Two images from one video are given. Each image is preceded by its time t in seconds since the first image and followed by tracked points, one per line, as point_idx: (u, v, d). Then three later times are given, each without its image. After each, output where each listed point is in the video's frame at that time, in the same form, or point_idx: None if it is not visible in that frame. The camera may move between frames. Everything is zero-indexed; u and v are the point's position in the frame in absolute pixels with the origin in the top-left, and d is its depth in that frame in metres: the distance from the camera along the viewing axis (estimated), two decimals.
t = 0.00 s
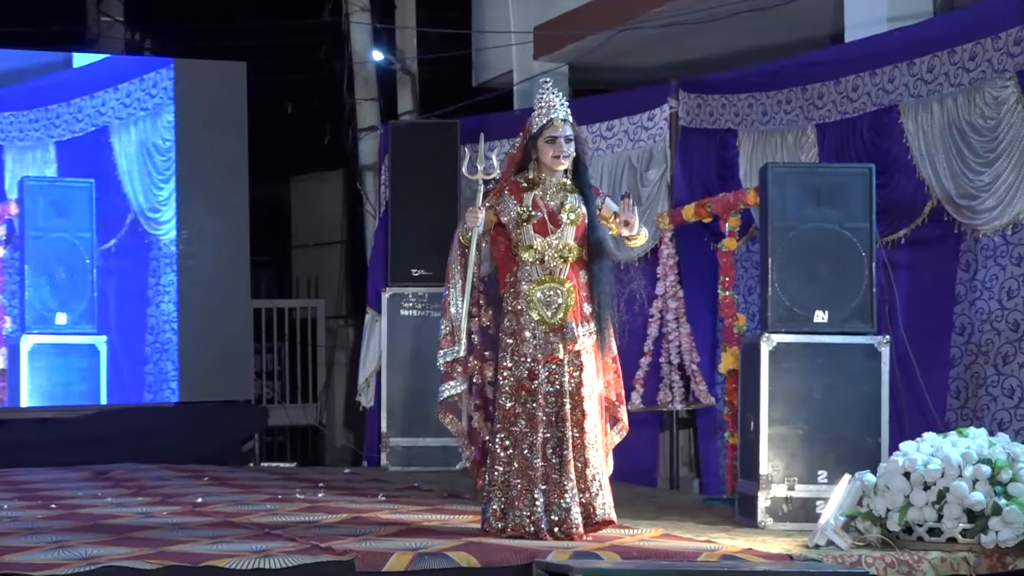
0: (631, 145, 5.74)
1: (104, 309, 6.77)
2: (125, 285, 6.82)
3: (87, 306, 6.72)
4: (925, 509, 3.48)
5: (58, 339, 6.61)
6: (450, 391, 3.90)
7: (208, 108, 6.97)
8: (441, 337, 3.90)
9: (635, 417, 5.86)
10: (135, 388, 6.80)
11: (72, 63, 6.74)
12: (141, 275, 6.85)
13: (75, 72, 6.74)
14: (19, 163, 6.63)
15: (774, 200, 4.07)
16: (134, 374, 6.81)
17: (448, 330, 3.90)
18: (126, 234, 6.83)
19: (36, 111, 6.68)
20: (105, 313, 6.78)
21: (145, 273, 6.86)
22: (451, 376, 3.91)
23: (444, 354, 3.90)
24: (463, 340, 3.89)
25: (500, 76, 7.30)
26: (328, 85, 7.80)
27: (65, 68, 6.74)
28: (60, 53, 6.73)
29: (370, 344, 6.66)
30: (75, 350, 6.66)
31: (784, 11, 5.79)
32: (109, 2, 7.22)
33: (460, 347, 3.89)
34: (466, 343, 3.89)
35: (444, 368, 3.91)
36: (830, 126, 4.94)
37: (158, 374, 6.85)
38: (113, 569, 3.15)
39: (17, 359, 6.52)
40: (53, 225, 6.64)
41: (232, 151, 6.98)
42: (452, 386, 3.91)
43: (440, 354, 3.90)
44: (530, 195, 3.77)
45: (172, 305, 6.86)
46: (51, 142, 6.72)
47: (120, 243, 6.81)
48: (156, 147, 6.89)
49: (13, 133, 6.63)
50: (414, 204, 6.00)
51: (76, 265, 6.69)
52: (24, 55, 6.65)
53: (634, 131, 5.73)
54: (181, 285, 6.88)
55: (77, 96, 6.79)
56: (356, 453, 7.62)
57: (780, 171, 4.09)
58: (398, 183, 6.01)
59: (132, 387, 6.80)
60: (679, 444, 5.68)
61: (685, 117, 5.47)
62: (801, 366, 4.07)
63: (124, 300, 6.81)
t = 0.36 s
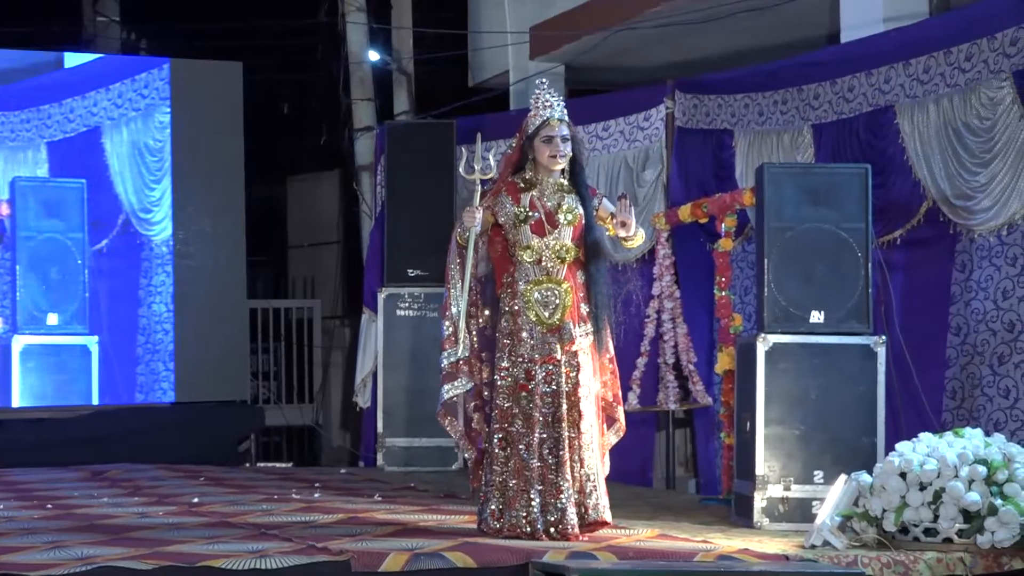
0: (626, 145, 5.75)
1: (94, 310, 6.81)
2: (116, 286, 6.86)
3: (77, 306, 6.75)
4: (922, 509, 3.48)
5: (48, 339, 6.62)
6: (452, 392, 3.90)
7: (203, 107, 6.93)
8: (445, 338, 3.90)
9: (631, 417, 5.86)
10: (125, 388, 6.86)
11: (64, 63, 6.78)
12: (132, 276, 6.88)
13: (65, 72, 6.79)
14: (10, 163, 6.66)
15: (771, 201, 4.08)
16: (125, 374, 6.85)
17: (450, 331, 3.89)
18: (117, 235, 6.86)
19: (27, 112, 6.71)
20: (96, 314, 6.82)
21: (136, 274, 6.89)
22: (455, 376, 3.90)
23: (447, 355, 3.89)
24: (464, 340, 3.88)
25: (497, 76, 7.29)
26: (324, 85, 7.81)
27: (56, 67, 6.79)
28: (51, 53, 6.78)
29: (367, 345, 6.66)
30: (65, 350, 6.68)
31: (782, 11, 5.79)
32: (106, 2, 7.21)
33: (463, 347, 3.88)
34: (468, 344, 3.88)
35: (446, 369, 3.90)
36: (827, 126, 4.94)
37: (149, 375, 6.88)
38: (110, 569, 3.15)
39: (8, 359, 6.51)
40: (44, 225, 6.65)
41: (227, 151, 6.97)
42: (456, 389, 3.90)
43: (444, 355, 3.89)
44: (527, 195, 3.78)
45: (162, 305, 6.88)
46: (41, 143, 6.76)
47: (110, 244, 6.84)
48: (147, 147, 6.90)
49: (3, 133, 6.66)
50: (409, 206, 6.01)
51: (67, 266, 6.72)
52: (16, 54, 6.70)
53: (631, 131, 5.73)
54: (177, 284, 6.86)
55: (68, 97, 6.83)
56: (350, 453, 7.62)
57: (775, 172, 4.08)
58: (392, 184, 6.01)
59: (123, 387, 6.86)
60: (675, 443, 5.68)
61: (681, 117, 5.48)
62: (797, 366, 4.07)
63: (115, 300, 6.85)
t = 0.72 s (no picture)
0: (626, 145, 5.75)
1: (94, 309, 6.82)
2: (116, 285, 6.86)
3: (77, 306, 6.77)
4: (922, 509, 3.47)
5: (48, 339, 6.62)
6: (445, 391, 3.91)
7: (203, 107, 6.93)
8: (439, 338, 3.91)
9: (631, 417, 5.86)
10: (126, 388, 6.87)
11: (63, 62, 6.79)
12: (132, 275, 6.88)
13: (65, 72, 6.81)
14: (10, 163, 6.68)
15: (771, 201, 4.08)
16: (125, 374, 6.86)
17: (445, 330, 3.90)
18: (117, 234, 6.86)
19: (28, 111, 6.73)
20: (96, 313, 6.82)
21: (136, 273, 6.88)
22: (448, 376, 3.91)
23: (439, 354, 3.90)
24: (458, 340, 3.89)
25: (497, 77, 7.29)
26: (324, 85, 7.81)
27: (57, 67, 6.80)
28: (51, 53, 6.79)
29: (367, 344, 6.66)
30: (65, 349, 6.68)
31: (782, 11, 5.79)
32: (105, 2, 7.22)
33: (454, 347, 3.89)
34: (461, 343, 3.89)
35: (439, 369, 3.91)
36: (827, 126, 4.95)
37: (148, 375, 6.88)
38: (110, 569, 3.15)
39: (8, 359, 6.51)
40: (43, 225, 6.66)
41: (228, 151, 6.96)
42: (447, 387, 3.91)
43: (437, 354, 3.90)
44: (528, 195, 3.78)
45: (161, 305, 6.87)
46: (42, 143, 6.77)
47: (110, 243, 6.84)
48: (147, 147, 6.90)
49: (4, 133, 6.67)
50: (409, 206, 6.01)
51: (67, 265, 6.73)
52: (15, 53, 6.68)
53: (631, 131, 5.74)
54: (177, 284, 6.84)
55: (69, 96, 6.85)
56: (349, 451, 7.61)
57: (776, 172, 4.08)
58: (393, 183, 6.01)
59: (123, 387, 6.86)
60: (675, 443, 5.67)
61: (682, 116, 5.48)
62: (797, 366, 4.07)
63: (115, 300, 6.85)
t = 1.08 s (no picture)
0: (627, 145, 5.76)
1: (94, 309, 6.80)
2: (116, 285, 6.84)
3: (77, 305, 6.74)
4: (921, 510, 3.47)
5: (48, 338, 6.61)
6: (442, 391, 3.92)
7: (204, 106, 6.96)
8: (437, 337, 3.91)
9: (631, 418, 5.86)
10: (126, 387, 6.83)
11: (65, 62, 6.76)
12: (132, 275, 6.87)
13: (68, 72, 6.81)
14: (11, 162, 6.66)
15: (771, 202, 4.08)
16: (125, 374, 6.83)
17: (443, 329, 3.91)
18: (117, 234, 6.85)
19: (29, 110, 6.71)
20: (97, 313, 6.80)
21: (137, 273, 6.88)
22: (443, 376, 3.94)
23: (435, 352, 3.91)
24: (455, 339, 3.89)
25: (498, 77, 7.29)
26: (325, 83, 7.82)
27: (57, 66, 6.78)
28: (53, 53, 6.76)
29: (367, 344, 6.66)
30: (66, 348, 6.66)
31: (784, 12, 5.79)
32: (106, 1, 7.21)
33: (451, 346, 3.89)
34: (458, 342, 3.88)
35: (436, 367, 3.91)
36: (827, 127, 4.94)
37: (149, 375, 6.85)
38: (109, 568, 3.15)
39: (8, 358, 6.50)
40: (44, 224, 6.64)
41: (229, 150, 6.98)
42: (443, 387, 3.93)
43: (434, 352, 3.91)
44: (528, 195, 3.78)
45: (162, 305, 6.87)
46: (43, 142, 6.75)
47: (111, 243, 6.83)
48: (149, 147, 6.91)
49: (6, 132, 6.65)
50: (410, 206, 6.01)
51: (68, 264, 6.70)
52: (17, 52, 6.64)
53: (632, 131, 5.74)
54: (178, 284, 6.87)
55: (71, 96, 6.83)
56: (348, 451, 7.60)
57: (776, 172, 4.08)
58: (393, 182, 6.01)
59: (123, 386, 6.82)
60: (675, 443, 5.67)
61: (683, 117, 5.49)
62: (797, 367, 4.07)
63: (115, 300, 6.83)
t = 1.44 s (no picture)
0: (627, 145, 5.76)
1: (94, 309, 6.79)
2: (116, 285, 6.83)
3: (77, 305, 6.73)
4: (921, 510, 3.47)
5: (48, 339, 6.59)
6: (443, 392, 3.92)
7: (205, 105, 6.98)
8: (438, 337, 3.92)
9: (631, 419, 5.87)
10: (126, 387, 6.82)
11: (65, 62, 6.77)
12: (132, 275, 6.87)
13: (68, 72, 6.80)
14: (12, 161, 6.62)
15: (771, 201, 4.08)
16: (125, 374, 6.81)
17: (443, 328, 3.92)
18: (117, 234, 6.84)
19: (29, 110, 6.69)
20: (97, 313, 6.79)
21: (136, 273, 6.88)
22: (446, 375, 3.94)
23: (438, 353, 3.92)
24: (454, 339, 3.90)
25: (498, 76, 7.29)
26: (325, 83, 7.83)
27: (57, 66, 6.78)
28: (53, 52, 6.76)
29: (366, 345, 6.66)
30: (65, 349, 6.64)
31: (783, 11, 5.79)
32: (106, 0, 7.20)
33: (451, 346, 3.90)
34: (457, 341, 3.90)
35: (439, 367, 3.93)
36: (827, 126, 4.94)
37: (148, 374, 6.85)
38: (109, 568, 3.14)
39: (8, 358, 6.47)
40: (44, 224, 6.63)
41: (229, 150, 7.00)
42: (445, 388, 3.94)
43: (438, 352, 3.93)
44: (527, 195, 3.78)
45: (163, 305, 6.88)
46: (43, 142, 6.72)
47: (111, 243, 6.81)
48: (149, 147, 6.91)
49: (6, 132, 6.62)
50: (410, 206, 6.01)
51: (68, 264, 6.70)
52: (16, 52, 6.65)
53: (632, 131, 5.74)
54: (178, 284, 6.88)
55: (70, 96, 6.82)
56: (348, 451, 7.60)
57: (776, 172, 4.08)
58: (393, 181, 6.01)
59: (123, 386, 6.80)
60: (675, 444, 5.67)
61: (683, 117, 5.49)
62: (797, 367, 4.07)
63: (115, 300, 6.82)
